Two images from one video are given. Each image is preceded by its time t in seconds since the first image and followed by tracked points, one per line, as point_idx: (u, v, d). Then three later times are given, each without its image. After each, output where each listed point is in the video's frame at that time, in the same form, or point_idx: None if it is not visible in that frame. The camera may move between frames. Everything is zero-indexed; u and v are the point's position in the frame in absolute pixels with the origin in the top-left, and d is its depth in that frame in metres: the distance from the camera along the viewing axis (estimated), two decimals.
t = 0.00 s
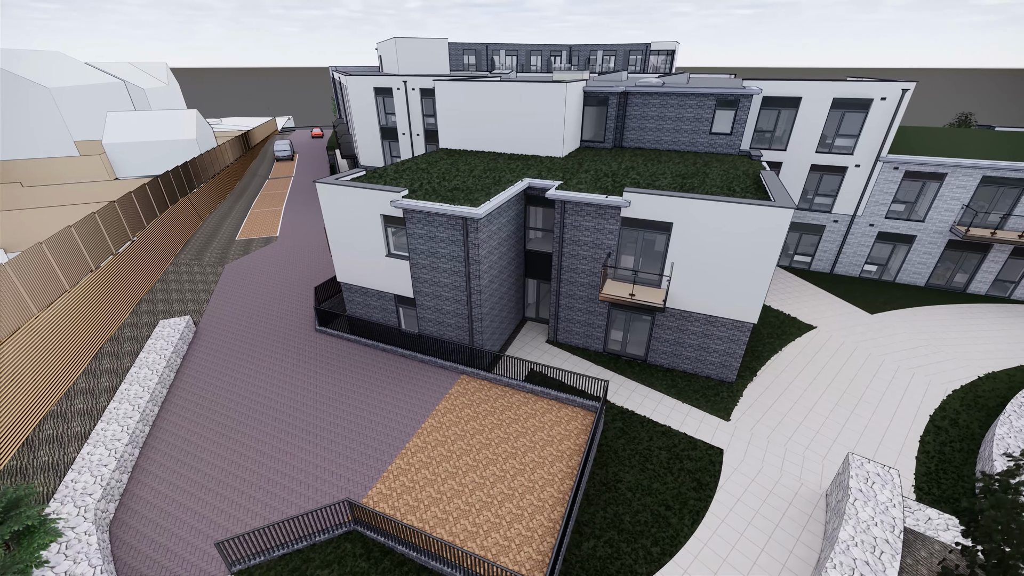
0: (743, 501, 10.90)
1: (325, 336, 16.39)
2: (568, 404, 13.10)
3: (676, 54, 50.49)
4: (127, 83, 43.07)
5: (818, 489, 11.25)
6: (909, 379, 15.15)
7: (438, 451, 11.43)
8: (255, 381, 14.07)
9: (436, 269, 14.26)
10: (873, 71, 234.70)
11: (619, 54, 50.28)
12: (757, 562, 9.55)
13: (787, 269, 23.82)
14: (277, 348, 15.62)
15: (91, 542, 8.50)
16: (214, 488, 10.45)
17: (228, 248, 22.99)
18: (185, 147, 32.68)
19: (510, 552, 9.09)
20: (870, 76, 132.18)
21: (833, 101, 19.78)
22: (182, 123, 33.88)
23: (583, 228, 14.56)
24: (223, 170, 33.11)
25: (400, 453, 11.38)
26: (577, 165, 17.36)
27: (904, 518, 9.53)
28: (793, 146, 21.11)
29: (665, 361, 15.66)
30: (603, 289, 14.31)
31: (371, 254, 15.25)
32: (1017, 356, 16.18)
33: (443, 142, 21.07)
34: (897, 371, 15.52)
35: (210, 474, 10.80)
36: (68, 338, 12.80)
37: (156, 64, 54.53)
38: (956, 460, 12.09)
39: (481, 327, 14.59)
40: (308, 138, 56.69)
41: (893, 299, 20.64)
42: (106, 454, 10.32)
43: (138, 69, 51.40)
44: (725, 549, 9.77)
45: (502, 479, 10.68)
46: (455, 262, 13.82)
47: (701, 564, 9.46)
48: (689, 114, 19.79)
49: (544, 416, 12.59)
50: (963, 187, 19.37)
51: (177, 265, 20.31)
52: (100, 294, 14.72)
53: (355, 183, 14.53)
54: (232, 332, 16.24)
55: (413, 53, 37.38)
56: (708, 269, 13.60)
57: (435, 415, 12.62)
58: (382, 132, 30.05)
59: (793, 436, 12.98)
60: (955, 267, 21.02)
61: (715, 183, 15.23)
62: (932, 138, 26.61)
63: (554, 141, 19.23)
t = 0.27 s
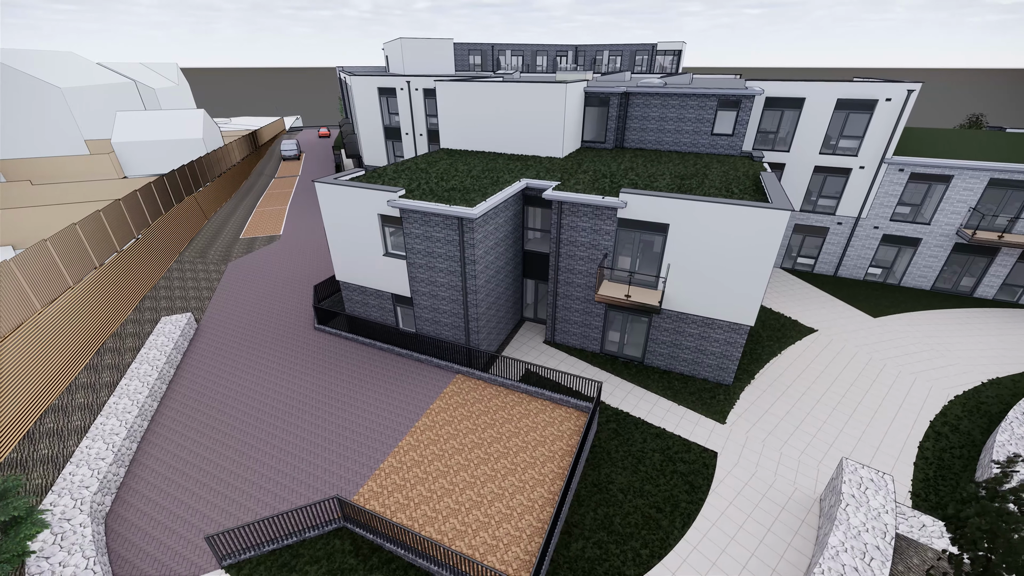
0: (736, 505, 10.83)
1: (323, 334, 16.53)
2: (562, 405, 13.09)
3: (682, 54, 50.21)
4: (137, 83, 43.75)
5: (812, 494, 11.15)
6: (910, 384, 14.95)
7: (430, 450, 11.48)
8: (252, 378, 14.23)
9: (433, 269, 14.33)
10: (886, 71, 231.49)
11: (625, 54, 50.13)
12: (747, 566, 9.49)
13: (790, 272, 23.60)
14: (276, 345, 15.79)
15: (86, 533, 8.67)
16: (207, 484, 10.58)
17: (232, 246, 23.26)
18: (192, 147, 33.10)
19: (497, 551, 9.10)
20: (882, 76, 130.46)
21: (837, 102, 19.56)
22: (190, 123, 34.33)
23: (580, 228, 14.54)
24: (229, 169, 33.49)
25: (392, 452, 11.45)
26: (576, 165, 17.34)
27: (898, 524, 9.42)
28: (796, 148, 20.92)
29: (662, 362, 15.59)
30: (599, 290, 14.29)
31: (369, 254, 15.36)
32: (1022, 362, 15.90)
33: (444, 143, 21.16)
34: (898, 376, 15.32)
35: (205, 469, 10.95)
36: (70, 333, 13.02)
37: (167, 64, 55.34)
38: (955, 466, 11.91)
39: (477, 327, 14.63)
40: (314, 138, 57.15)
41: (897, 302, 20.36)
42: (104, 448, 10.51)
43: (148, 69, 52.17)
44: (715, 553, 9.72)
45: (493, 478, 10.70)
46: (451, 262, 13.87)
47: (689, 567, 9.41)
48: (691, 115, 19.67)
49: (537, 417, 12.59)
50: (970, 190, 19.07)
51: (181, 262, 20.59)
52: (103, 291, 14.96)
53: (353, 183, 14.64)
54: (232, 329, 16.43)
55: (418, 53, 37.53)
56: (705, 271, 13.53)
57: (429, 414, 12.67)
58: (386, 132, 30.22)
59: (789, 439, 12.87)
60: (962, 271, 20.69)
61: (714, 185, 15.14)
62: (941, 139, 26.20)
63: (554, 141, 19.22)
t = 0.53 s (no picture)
0: (727, 508, 10.77)
1: (322, 333, 16.67)
2: (556, 406, 13.08)
3: (689, 54, 49.89)
4: (148, 83, 44.40)
5: (806, 499, 11.05)
6: (911, 388, 14.75)
7: (422, 448, 11.55)
8: (250, 375, 14.40)
9: (429, 268, 14.39)
10: (899, 71, 228.35)
11: (631, 55, 49.96)
12: (736, 570, 9.44)
13: (793, 274, 23.38)
14: (274, 343, 15.96)
15: (81, 525, 8.85)
16: (202, 478, 10.74)
17: (235, 244, 23.53)
18: (198, 145, 33.54)
19: (485, 550, 9.13)
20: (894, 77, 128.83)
21: (842, 103, 19.29)
22: (197, 122, 34.75)
23: (577, 229, 14.53)
24: (235, 168, 33.87)
25: (385, 450, 11.52)
26: (575, 166, 17.31)
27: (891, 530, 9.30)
28: (799, 149, 20.70)
29: (659, 364, 15.53)
30: (596, 291, 14.27)
31: (367, 253, 15.46)
32: None
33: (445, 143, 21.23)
34: (899, 381, 15.12)
35: (200, 464, 11.11)
36: (73, 328, 13.25)
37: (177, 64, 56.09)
38: (954, 473, 11.74)
39: (473, 327, 14.67)
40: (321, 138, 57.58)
41: (901, 306, 20.09)
42: (102, 442, 10.70)
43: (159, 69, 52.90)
44: (704, 557, 9.67)
45: (484, 478, 10.73)
46: (447, 261, 13.93)
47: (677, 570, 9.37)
48: (692, 116, 19.55)
49: (530, 417, 12.60)
50: (977, 192, 18.77)
51: (185, 260, 20.86)
52: (106, 287, 15.21)
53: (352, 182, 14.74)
54: (233, 327, 16.63)
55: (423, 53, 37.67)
56: (702, 273, 13.46)
57: (423, 413, 12.75)
58: (390, 132, 30.38)
59: (784, 443, 12.76)
60: (968, 274, 20.37)
61: (712, 186, 15.06)
62: (949, 141, 25.79)
63: (554, 141, 19.21)
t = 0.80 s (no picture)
0: (719, 512, 10.70)
1: (320, 331, 16.82)
2: (550, 406, 13.08)
3: (696, 54, 49.53)
4: (157, 83, 45.01)
5: (799, 503, 10.96)
6: (911, 393, 14.55)
7: (415, 447, 11.61)
8: (249, 371, 14.56)
9: (426, 268, 14.46)
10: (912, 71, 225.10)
11: (637, 55, 49.74)
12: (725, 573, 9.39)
13: (796, 276, 23.18)
14: (274, 340, 16.13)
15: (77, 517, 9.02)
16: (197, 473, 10.89)
17: (239, 242, 23.78)
18: (204, 144, 33.94)
19: (472, 549, 9.16)
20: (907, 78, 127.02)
21: (846, 103, 19.01)
22: (204, 121, 35.17)
23: (573, 230, 14.52)
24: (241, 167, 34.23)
25: (377, 448, 11.60)
26: (574, 167, 17.29)
27: (883, 537, 9.18)
28: (802, 150, 20.49)
29: (655, 366, 15.47)
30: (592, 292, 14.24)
31: (365, 252, 15.55)
32: None
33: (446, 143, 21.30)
34: (900, 385, 14.92)
35: (196, 459, 11.27)
36: (76, 324, 13.50)
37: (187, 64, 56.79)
38: (952, 480, 11.56)
39: (469, 327, 14.71)
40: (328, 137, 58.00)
41: (905, 310, 19.81)
42: (101, 436, 10.88)
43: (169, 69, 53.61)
44: (694, 560, 9.62)
45: (474, 477, 10.76)
46: (443, 261, 13.98)
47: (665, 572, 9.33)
48: (694, 116, 19.43)
49: (523, 417, 12.62)
50: (983, 195, 18.47)
51: (189, 258, 21.13)
52: (110, 284, 15.47)
53: (350, 182, 14.85)
54: (233, 324, 16.83)
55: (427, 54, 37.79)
56: (698, 274, 13.39)
57: (416, 411, 12.81)
58: (393, 132, 30.53)
59: (780, 447, 12.65)
60: (974, 278, 20.04)
61: (711, 187, 14.96)
62: (958, 142, 25.37)
63: (554, 142, 19.19)
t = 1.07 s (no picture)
0: (710, 515, 10.65)
1: (319, 329, 16.96)
2: (543, 407, 13.09)
3: (703, 54, 49.20)
4: (167, 83, 45.65)
5: (792, 507, 10.86)
6: (911, 398, 14.36)
7: (407, 445, 11.68)
8: (247, 369, 14.72)
9: (422, 267, 14.53)
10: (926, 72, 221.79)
11: (643, 55, 49.58)
12: None
13: (798, 279, 22.98)
14: (273, 338, 16.32)
15: (72, 509, 9.19)
16: (193, 467, 11.04)
17: (243, 240, 24.03)
18: (211, 143, 34.32)
19: (460, 548, 9.19)
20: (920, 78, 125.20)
21: (850, 104, 18.78)
22: (211, 121, 35.59)
23: (570, 230, 14.52)
24: (247, 166, 34.58)
25: (370, 446, 11.68)
26: (573, 167, 17.27)
27: (875, 543, 9.08)
28: (805, 151, 20.28)
29: (652, 367, 15.42)
30: (587, 293, 14.22)
31: (363, 251, 15.65)
32: None
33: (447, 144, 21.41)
34: (900, 390, 14.74)
35: (193, 454, 11.43)
36: (79, 320, 13.74)
37: (197, 64, 57.53)
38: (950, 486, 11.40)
39: (465, 326, 14.76)
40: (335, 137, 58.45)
41: (909, 314, 19.55)
42: (99, 430, 11.07)
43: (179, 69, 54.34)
44: (682, 563, 9.59)
45: (465, 476, 10.80)
46: (439, 261, 14.04)
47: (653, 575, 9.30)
48: (695, 117, 19.32)
49: (516, 417, 12.64)
50: (990, 197, 18.18)
51: (193, 256, 21.40)
52: (113, 281, 15.71)
53: (348, 181, 14.95)
54: (234, 321, 17.03)
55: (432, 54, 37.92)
56: (694, 276, 13.33)
57: (410, 410, 12.89)
58: (397, 131, 30.70)
59: (775, 450, 12.56)
60: (980, 281, 19.72)
61: (708, 189, 14.88)
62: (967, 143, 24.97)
63: (553, 142, 19.19)
